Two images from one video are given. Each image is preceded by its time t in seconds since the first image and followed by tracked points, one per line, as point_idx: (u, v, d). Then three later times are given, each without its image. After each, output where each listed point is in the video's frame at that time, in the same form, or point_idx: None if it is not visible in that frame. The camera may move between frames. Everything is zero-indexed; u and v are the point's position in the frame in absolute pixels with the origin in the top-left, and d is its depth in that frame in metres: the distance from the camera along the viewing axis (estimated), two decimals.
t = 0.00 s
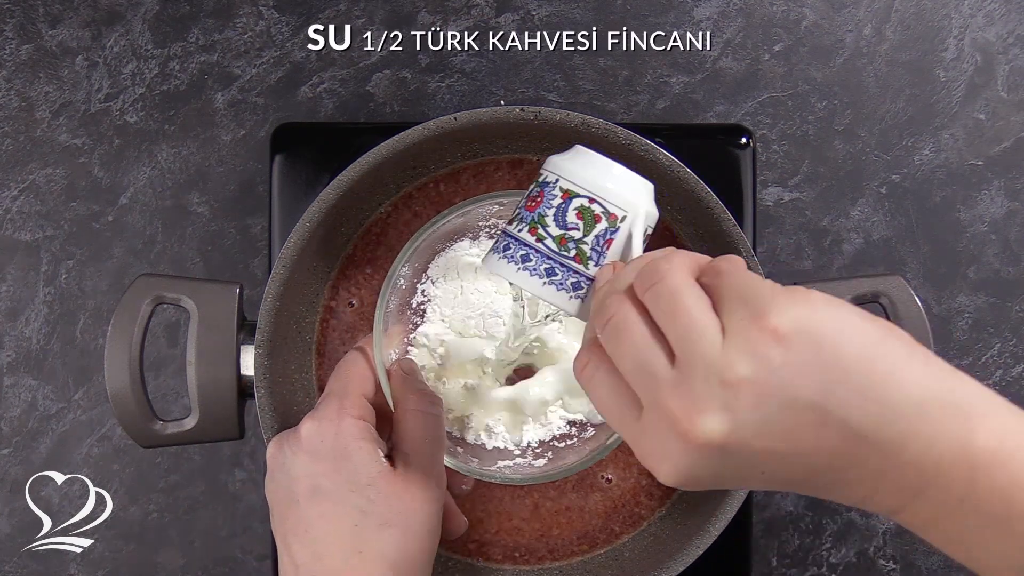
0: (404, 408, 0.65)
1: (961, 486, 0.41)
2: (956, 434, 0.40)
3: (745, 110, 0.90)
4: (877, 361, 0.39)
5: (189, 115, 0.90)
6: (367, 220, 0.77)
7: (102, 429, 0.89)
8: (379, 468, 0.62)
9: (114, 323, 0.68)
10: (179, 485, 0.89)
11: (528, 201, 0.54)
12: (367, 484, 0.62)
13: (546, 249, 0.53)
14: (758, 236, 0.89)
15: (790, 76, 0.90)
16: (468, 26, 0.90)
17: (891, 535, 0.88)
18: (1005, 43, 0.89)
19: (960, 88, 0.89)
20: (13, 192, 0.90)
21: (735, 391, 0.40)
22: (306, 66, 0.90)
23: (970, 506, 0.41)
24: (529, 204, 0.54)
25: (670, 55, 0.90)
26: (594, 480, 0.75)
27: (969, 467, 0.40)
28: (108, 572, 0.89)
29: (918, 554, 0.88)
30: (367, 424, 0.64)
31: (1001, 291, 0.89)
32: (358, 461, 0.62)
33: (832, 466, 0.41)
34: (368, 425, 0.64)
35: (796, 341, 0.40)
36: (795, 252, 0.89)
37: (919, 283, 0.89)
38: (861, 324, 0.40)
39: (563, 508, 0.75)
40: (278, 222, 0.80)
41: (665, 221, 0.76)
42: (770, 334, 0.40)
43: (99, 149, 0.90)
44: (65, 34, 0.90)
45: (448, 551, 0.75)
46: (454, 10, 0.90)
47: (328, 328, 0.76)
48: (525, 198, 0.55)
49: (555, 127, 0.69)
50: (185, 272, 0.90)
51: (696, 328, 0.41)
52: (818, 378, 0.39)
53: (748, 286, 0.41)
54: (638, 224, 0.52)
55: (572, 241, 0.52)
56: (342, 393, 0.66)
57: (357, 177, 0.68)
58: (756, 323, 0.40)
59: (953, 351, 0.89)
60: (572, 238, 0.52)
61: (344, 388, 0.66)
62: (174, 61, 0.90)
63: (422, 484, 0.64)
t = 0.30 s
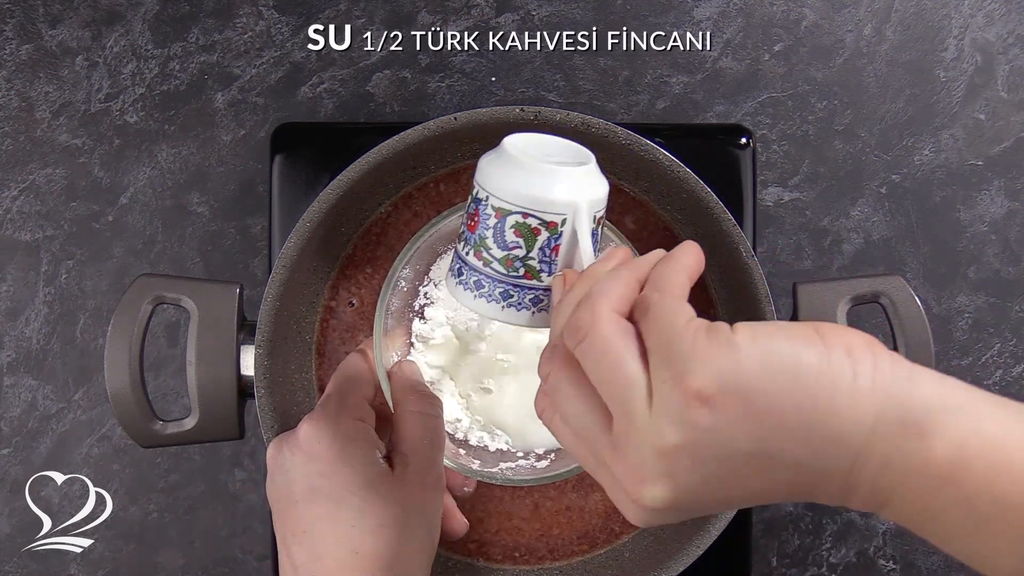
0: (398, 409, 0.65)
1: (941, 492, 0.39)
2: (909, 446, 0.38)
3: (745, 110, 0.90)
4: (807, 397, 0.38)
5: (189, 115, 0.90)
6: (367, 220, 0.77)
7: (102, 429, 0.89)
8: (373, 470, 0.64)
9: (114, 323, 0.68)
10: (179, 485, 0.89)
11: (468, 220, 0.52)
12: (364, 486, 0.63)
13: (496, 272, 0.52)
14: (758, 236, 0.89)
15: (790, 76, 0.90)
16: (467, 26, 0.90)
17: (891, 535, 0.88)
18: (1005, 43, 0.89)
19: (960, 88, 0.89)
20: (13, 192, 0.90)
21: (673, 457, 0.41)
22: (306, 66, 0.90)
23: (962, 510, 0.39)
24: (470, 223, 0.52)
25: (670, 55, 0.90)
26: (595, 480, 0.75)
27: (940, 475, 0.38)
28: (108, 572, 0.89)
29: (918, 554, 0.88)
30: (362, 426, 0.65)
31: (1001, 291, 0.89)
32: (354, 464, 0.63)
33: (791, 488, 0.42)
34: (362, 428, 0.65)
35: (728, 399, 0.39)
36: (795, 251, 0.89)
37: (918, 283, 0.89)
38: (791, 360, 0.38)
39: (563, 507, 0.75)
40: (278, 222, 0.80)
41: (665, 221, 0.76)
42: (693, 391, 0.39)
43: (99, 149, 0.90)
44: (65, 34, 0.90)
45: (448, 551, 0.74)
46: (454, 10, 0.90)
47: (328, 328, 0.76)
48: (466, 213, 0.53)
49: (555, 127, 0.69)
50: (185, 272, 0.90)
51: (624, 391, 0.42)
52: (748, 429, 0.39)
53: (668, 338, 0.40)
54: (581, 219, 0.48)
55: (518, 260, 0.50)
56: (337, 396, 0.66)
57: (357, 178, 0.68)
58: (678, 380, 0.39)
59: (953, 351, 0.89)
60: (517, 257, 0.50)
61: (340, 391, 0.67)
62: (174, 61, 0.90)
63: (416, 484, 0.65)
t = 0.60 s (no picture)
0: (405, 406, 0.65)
1: (912, 504, 0.39)
2: (871, 462, 0.40)
3: (745, 110, 0.90)
4: (765, 440, 0.40)
5: (189, 115, 0.90)
6: (367, 220, 0.77)
7: (102, 429, 0.89)
8: (386, 468, 0.63)
9: (115, 324, 0.68)
10: (180, 485, 0.89)
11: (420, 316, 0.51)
12: (374, 485, 0.63)
13: (461, 359, 0.51)
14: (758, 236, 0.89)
15: (790, 76, 0.90)
16: (468, 26, 0.90)
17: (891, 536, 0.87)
18: (1005, 43, 0.89)
19: (960, 87, 0.89)
20: (13, 193, 0.90)
21: (646, 515, 0.43)
22: (306, 66, 0.90)
23: (939, 522, 0.39)
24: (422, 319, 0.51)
25: (670, 55, 0.90)
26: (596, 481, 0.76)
27: (905, 487, 0.39)
28: (108, 572, 0.89)
29: (918, 554, 0.88)
30: (372, 424, 0.65)
31: (1000, 291, 0.89)
32: (365, 462, 0.63)
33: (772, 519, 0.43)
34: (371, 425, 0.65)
35: (687, 457, 0.40)
36: (795, 251, 0.89)
37: (919, 283, 0.89)
38: (742, 404, 0.40)
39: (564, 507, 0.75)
40: (278, 222, 0.80)
41: (665, 221, 0.76)
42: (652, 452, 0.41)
43: (99, 149, 0.90)
44: (65, 34, 0.90)
45: (448, 551, 0.74)
46: (454, 10, 0.90)
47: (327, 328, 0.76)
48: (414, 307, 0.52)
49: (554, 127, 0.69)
50: (185, 272, 0.90)
51: (591, 457, 0.44)
52: (712, 482, 0.41)
53: (622, 402, 0.43)
54: (524, 285, 0.46)
55: (479, 343, 0.50)
56: (343, 394, 0.66)
57: (357, 178, 0.68)
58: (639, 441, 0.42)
59: (954, 351, 0.89)
60: (477, 342, 0.50)
61: (347, 388, 0.67)
62: (174, 61, 0.90)
63: (429, 481, 0.64)
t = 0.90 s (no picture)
0: (345, 418, 0.61)
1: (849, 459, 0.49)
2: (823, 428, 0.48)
3: (745, 111, 0.90)
4: (776, 433, 0.47)
5: (189, 115, 0.90)
6: (367, 220, 0.77)
7: (102, 429, 0.89)
8: (316, 479, 0.61)
9: (114, 324, 0.68)
10: (180, 485, 0.89)
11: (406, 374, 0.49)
12: (308, 494, 0.61)
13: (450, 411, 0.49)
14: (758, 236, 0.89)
15: (790, 77, 0.90)
16: (468, 26, 0.90)
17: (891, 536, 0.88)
18: (1005, 43, 0.89)
19: (960, 88, 0.89)
20: (12, 193, 0.90)
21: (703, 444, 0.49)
22: (306, 66, 0.90)
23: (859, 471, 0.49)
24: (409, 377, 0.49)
25: (670, 55, 0.90)
26: (597, 481, 0.75)
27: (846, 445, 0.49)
28: (108, 572, 0.89)
29: (918, 554, 0.88)
30: (307, 432, 0.62)
31: (1000, 291, 0.89)
32: (295, 473, 0.61)
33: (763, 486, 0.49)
34: (305, 435, 0.62)
35: (718, 421, 0.47)
36: (796, 252, 0.89)
37: (919, 283, 0.89)
38: (767, 394, 0.48)
39: (565, 508, 0.75)
40: (278, 222, 0.80)
41: (665, 221, 0.76)
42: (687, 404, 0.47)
43: (99, 149, 0.90)
44: (65, 34, 0.90)
45: (448, 552, 0.75)
46: (455, 11, 0.90)
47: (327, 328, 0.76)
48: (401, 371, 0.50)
49: (555, 127, 0.69)
50: (184, 272, 0.90)
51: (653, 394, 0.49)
52: (725, 450, 0.48)
53: (667, 355, 0.47)
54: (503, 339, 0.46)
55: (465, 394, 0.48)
56: (272, 402, 0.62)
57: (357, 178, 0.68)
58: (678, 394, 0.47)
59: (953, 351, 0.89)
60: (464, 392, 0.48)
61: (276, 398, 0.62)
62: (174, 61, 0.90)
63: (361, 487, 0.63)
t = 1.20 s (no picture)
0: (345, 414, 0.61)
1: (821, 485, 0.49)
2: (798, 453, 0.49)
3: (745, 111, 0.90)
4: (754, 468, 0.47)
5: (189, 115, 0.90)
6: (367, 220, 0.77)
7: (102, 429, 0.89)
8: (315, 475, 0.61)
9: (115, 324, 0.68)
10: (180, 485, 0.89)
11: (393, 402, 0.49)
12: (307, 491, 0.62)
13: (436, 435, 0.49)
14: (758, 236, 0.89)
15: (790, 77, 0.90)
16: (468, 26, 0.90)
17: (891, 536, 0.88)
18: (1005, 43, 0.89)
19: (960, 88, 0.89)
20: (12, 193, 0.90)
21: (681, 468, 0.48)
22: (306, 66, 0.90)
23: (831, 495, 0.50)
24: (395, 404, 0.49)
25: (670, 55, 0.90)
26: (597, 481, 0.74)
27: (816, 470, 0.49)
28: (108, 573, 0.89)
29: (918, 554, 0.88)
30: (307, 427, 0.62)
31: (1000, 291, 0.89)
32: (294, 469, 0.61)
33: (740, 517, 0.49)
34: (304, 431, 0.62)
35: (698, 457, 0.47)
36: (795, 252, 0.89)
37: (919, 283, 0.89)
38: (745, 427, 0.48)
39: (565, 508, 0.75)
40: (278, 222, 0.80)
41: (665, 221, 0.76)
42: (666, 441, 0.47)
43: (99, 149, 0.90)
44: (65, 34, 0.90)
45: (448, 552, 0.75)
46: (455, 10, 0.90)
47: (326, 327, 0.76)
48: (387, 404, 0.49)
49: (555, 127, 0.69)
50: (184, 272, 0.90)
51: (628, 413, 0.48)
52: (704, 484, 0.48)
53: (645, 392, 0.47)
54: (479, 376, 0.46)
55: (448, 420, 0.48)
56: (271, 398, 0.62)
57: (357, 178, 0.68)
58: (657, 431, 0.47)
59: (953, 351, 0.89)
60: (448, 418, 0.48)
61: (275, 393, 0.62)
62: (174, 61, 0.90)
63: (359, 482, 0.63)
